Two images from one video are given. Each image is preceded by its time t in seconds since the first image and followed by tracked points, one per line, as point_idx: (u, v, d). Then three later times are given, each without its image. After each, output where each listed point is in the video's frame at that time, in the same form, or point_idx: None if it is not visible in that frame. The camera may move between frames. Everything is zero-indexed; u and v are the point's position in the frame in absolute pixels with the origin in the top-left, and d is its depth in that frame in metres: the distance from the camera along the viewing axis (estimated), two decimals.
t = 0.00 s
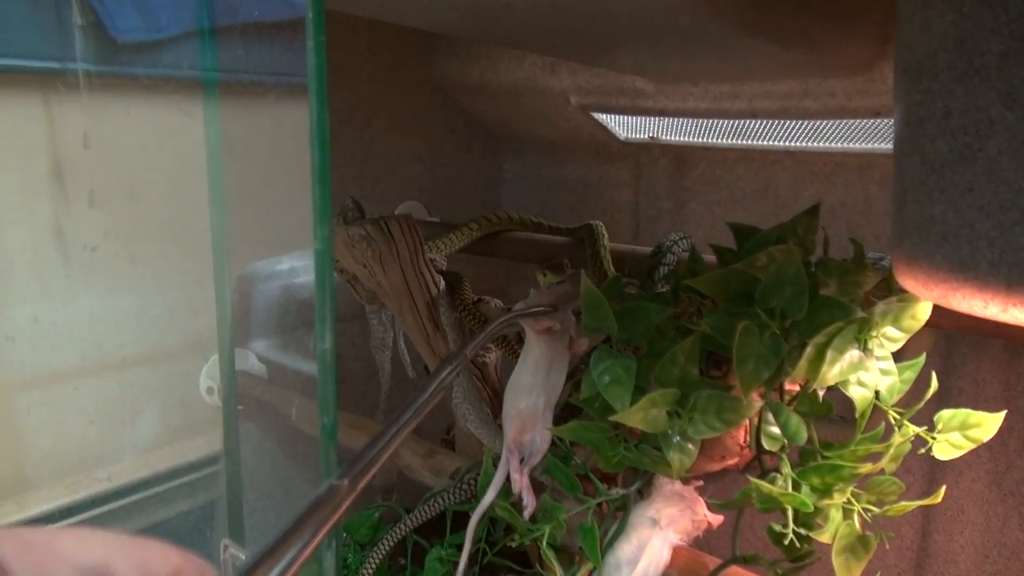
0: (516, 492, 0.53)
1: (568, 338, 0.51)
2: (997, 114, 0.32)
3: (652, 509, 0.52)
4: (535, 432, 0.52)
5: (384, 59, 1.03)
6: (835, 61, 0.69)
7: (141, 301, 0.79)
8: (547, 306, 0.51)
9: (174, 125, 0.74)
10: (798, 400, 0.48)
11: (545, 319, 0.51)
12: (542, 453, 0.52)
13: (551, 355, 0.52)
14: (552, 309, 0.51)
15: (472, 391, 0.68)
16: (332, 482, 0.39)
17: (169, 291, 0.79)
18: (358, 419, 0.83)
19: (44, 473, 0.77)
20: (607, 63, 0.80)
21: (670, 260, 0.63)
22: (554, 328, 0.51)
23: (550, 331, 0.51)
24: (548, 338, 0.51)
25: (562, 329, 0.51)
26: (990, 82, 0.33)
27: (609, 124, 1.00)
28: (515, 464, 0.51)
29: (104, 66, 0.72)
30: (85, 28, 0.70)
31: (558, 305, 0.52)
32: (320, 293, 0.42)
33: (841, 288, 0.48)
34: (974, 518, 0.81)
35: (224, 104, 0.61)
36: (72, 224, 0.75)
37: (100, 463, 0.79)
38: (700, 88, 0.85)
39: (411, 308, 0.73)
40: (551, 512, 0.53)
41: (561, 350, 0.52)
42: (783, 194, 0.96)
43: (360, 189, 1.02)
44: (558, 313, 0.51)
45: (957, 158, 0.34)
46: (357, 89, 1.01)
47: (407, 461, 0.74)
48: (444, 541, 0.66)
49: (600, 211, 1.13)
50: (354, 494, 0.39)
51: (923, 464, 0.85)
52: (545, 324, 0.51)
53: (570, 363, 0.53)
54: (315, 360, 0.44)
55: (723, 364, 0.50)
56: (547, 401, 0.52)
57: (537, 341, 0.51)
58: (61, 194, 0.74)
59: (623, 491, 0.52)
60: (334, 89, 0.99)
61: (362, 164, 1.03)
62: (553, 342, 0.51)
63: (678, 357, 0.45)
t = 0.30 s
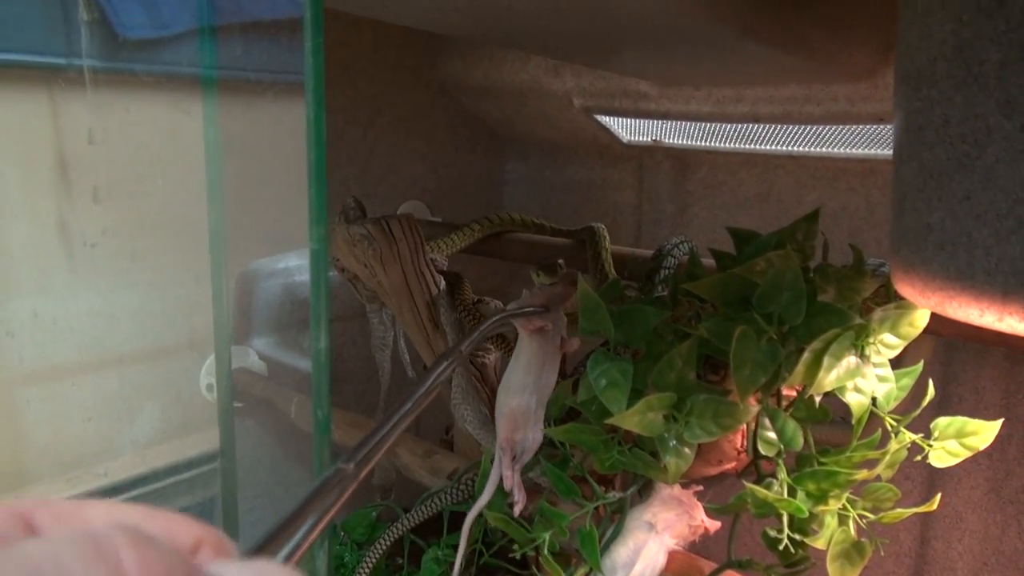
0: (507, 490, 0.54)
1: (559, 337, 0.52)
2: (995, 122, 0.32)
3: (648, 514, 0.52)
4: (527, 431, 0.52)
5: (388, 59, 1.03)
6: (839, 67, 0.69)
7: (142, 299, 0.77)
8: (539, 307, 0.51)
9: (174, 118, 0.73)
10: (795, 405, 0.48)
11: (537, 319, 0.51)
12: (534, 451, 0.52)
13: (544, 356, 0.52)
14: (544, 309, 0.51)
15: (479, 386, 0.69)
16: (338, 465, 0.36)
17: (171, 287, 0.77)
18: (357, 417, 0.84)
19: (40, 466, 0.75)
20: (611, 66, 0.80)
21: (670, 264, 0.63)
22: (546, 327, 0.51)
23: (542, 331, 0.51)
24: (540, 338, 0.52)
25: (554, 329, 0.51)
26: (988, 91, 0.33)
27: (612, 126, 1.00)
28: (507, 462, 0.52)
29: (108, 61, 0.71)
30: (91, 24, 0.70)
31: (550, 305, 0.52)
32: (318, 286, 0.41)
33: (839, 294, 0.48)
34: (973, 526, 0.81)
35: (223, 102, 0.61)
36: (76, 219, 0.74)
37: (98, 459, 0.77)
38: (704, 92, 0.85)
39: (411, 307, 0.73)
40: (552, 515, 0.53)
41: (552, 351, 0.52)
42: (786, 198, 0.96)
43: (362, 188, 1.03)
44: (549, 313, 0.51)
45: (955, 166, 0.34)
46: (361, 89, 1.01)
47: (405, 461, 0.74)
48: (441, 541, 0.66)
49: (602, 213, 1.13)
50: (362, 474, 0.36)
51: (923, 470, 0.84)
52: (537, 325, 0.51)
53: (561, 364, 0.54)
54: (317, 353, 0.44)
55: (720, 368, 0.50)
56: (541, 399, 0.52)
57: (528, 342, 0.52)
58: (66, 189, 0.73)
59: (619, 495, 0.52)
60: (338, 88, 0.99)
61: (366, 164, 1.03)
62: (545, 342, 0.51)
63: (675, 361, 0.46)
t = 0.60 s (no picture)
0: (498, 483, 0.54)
1: (548, 337, 0.52)
2: (990, 109, 0.32)
3: (645, 507, 0.52)
4: (518, 428, 0.52)
5: (387, 54, 1.03)
6: (838, 60, 0.68)
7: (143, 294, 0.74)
8: (527, 307, 0.51)
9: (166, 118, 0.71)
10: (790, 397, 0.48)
11: (526, 318, 0.51)
12: (525, 447, 0.53)
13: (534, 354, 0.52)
14: (532, 308, 0.51)
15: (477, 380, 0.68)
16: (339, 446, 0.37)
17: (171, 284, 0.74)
18: (356, 412, 0.83)
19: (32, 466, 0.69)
20: (610, 60, 0.80)
21: (668, 257, 0.63)
22: (535, 326, 0.51)
23: (531, 330, 0.51)
24: (529, 337, 0.52)
25: (543, 328, 0.51)
26: (983, 77, 0.32)
27: (612, 121, 1.00)
28: (498, 459, 0.52)
29: (106, 56, 0.69)
30: (90, 19, 0.68)
31: (540, 304, 0.52)
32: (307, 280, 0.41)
33: (836, 285, 0.48)
34: (973, 521, 0.80)
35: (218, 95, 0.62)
36: (76, 216, 0.71)
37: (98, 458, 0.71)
38: (703, 86, 0.84)
39: (409, 301, 0.73)
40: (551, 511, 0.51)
41: (542, 349, 0.52)
42: (786, 193, 0.95)
43: (362, 184, 1.03)
44: (537, 314, 0.51)
45: (951, 153, 0.34)
46: (361, 84, 1.01)
47: (403, 455, 0.74)
48: (438, 535, 0.66)
49: (601, 209, 1.13)
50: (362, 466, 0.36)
51: (922, 466, 0.84)
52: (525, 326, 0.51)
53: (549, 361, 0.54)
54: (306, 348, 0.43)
55: (717, 361, 0.50)
56: (530, 396, 0.53)
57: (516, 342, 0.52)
58: (65, 186, 0.70)
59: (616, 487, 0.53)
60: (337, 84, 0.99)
61: (365, 159, 1.03)
62: (534, 341, 0.51)
63: (671, 352, 0.45)
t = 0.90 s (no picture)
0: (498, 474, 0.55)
1: (553, 331, 0.52)
2: (986, 104, 0.32)
3: (640, 505, 0.52)
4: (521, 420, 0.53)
5: (386, 51, 1.03)
6: (838, 57, 0.68)
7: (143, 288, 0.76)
8: (532, 301, 0.51)
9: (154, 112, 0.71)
10: (786, 396, 0.47)
11: (530, 313, 0.51)
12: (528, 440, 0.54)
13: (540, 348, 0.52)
14: (537, 303, 0.51)
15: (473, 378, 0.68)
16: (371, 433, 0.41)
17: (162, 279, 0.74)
18: (353, 410, 0.83)
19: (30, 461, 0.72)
20: (609, 57, 0.79)
21: (667, 255, 0.63)
22: (539, 321, 0.52)
23: (535, 325, 0.52)
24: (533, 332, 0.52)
25: (548, 322, 0.52)
26: (979, 72, 0.32)
27: (612, 119, 0.99)
28: (500, 451, 0.53)
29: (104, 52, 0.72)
30: (90, 15, 0.72)
31: (545, 299, 0.52)
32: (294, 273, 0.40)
33: (833, 283, 0.47)
34: (972, 521, 0.80)
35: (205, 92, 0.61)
36: (76, 210, 0.74)
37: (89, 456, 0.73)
38: (702, 84, 0.84)
39: (406, 298, 0.73)
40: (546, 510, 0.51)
41: (547, 344, 0.52)
42: (786, 192, 0.95)
43: (360, 181, 1.03)
44: (542, 308, 0.51)
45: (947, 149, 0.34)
46: (360, 81, 1.01)
47: (400, 452, 0.74)
48: (433, 533, 0.66)
49: (601, 207, 1.13)
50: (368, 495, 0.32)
51: (921, 465, 0.84)
52: (530, 321, 0.51)
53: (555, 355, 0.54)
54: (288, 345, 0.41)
55: (714, 359, 0.50)
56: (534, 390, 0.53)
57: (522, 336, 0.52)
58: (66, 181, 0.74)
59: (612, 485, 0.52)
60: (336, 80, 0.99)
61: (364, 156, 1.03)
62: (539, 335, 0.52)
63: (666, 350, 0.45)
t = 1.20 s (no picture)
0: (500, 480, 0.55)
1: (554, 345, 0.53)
2: (988, 106, 0.32)
3: (641, 508, 0.52)
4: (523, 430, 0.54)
5: (386, 50, 1.03)
6: (839, 57, 0.68)
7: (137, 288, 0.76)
8: (534, 316, 0.52)
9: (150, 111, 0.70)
10: (787, 398, 0.47)
11: (530, 329, 0.52)
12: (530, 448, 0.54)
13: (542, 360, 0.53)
14: (536, 319, 0.52)
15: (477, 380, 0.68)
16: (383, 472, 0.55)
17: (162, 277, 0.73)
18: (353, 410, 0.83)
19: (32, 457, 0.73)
20: (609, 57, 0.79)
21: (668, 255, 0.63)
22: (540, 336, 0.52)
23: (535, 340, 0.52)
24: (534, 347, 0.52)
25: (548, 337, 0.52)
26: (982, 74, 0.32)
27: (612, 118, 0.99)
28: (502, 461, 0.54)
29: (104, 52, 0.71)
30: (89, 14, 0.71)
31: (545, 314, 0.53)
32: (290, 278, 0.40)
33: (834, 285, 0.47)
34: (973, 522, 0.80)
35: (202, 91, 0.60)
36: (75, 207, 0.75)
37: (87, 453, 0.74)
38: (703, 83, 0.84)
39: (406, 298, 0.73)
40: (546, 513, 0.50)
41: (547, 356, 0.53)
42: (787, 192, 0.95)
43: (360, 181, 1.02)
44: (543, 322, 0.52)
45: (949, 151, 0.33)
46: (360, 80, 1.01)
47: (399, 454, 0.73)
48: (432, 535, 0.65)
49: (602, 206, 1.13)
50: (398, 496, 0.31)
51: (922, 466, 0.84)
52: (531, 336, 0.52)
53: (555, 368, 0.55)
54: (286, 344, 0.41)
55: (715, 361, 0.50)
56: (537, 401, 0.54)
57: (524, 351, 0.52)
58: (65, 178, 0.74)
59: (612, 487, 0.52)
60: (335, 80, 0.98)
61: (363, 156, 1.03)
62: (539, 350, 0.52)
63: (666, 352, 0.45)
